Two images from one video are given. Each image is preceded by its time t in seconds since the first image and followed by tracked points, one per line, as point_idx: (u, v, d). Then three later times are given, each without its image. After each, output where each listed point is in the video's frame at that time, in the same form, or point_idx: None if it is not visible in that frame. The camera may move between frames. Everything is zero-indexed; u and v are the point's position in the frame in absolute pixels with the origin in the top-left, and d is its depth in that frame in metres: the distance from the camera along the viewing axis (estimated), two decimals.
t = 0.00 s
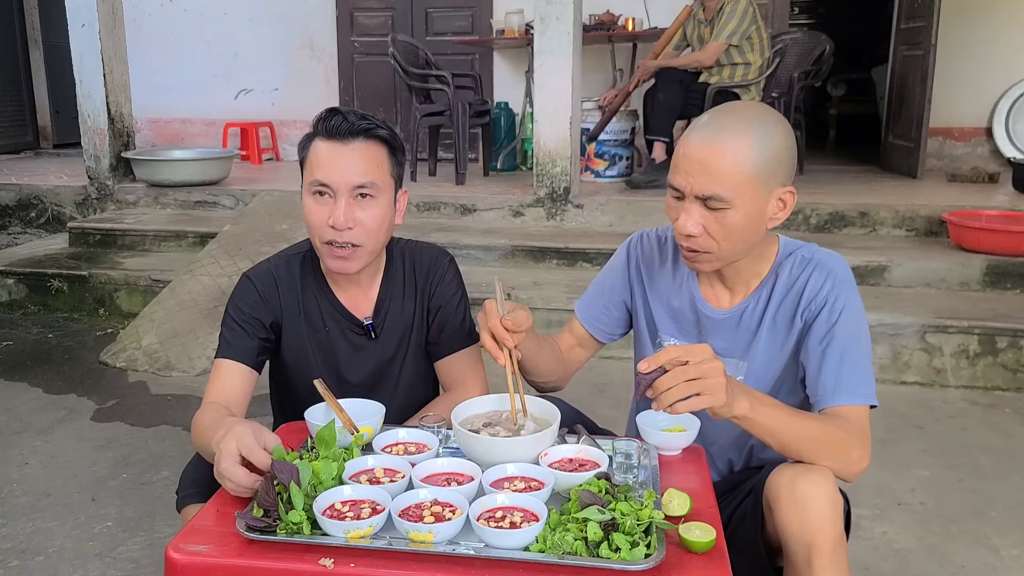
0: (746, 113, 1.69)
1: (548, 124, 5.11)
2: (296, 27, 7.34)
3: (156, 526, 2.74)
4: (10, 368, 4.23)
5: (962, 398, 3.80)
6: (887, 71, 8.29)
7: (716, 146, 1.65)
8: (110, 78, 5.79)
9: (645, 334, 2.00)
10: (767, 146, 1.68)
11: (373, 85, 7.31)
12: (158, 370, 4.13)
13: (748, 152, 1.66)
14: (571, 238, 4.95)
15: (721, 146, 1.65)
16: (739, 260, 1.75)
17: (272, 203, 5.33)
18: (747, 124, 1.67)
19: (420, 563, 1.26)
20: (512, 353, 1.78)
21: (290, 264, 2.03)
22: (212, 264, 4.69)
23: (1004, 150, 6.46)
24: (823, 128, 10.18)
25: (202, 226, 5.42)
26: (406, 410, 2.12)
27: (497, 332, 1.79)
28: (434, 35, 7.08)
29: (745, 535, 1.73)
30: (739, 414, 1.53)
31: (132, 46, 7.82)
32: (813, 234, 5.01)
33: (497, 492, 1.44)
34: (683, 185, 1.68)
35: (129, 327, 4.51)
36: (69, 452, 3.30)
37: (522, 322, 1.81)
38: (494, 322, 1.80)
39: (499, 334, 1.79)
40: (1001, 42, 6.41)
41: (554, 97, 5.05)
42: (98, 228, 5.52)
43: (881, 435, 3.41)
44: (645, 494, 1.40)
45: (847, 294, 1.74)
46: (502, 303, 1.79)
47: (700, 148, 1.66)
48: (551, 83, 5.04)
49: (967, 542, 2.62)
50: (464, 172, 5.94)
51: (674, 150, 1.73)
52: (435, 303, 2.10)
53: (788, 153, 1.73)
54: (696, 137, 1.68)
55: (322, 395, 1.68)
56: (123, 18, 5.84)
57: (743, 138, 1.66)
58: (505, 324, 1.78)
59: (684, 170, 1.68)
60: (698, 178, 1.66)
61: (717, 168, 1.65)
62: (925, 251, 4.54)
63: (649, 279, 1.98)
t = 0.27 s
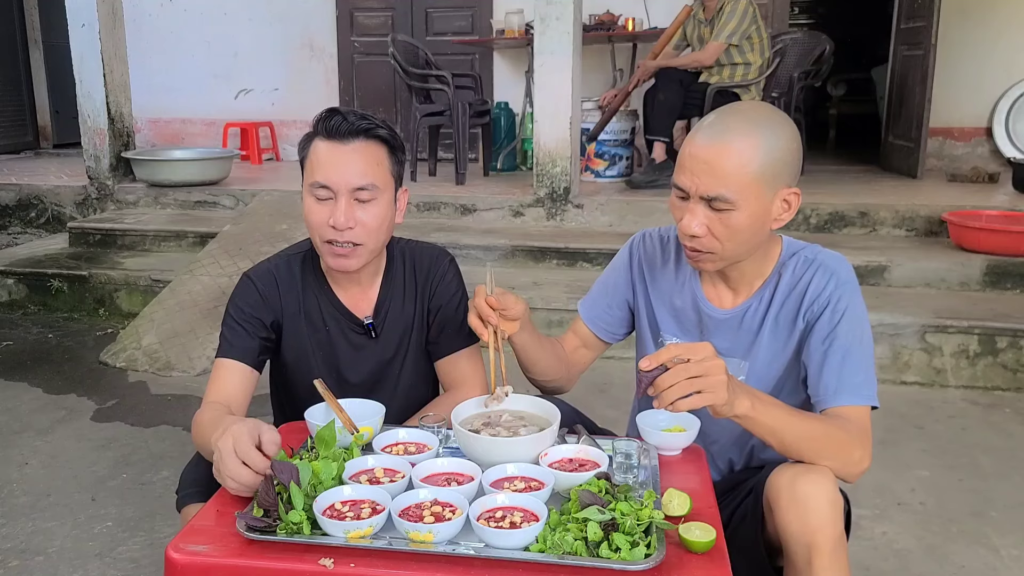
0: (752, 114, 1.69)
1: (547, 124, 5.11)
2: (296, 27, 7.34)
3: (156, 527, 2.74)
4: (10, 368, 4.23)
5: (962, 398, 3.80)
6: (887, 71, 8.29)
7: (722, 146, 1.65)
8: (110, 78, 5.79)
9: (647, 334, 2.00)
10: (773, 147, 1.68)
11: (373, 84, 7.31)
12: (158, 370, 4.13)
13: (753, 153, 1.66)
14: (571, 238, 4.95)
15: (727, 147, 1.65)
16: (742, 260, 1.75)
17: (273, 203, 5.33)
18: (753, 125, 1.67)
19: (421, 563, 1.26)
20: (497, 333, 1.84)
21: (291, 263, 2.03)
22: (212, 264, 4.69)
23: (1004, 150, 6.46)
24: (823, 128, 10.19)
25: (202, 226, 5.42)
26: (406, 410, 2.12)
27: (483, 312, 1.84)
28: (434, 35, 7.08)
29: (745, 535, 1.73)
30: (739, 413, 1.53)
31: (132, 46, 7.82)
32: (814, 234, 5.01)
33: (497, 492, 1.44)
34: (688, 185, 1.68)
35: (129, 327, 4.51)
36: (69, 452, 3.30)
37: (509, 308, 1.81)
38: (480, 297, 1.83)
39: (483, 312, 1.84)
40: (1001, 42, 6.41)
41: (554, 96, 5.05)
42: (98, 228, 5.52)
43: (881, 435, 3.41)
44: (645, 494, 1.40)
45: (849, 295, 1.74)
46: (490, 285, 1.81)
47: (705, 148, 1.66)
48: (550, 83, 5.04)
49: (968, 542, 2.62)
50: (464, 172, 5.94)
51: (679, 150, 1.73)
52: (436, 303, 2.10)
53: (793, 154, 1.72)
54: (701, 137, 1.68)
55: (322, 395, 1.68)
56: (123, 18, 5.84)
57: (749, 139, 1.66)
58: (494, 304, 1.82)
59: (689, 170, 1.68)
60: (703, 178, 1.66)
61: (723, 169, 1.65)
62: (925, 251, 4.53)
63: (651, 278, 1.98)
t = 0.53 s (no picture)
0: (754, 114, 1.69)
1: (548, 124, 5.11)
2: (296, 27, 7.34)
3: (156, 526, 2.74)
4: (10, 368, 4.23)
5: (962, 398, 3.80)
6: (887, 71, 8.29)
7: (724, 145, 1.65)
8: (110, 78, 5.79)
9: (648, 333, 2.00)
10: (774, 147, 1.68)
11: (373, 84, 7.31)
12: (158, 370, 4.13)
13: (755, 152, 1.66)
14: (572, 238, 4.95)
15: (728, 146, 1.65)
16: (743, 260, 1.75)
17: (273, 203, 5.33)
18: (755, 124, 1.67)
19: (420, 563, 1.26)
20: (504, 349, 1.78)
21: (291, 263, 2.03)
22: (212, 264, 4.69)
23: (1004, 150, 6.46)
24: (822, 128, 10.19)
25: (202, 227, 5.42)
26: (406, 410, 2.12)
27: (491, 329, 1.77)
28: (434, 35, 7.08)
29: (745, 535, 1.73)
30: (739, 413, 1.53)
31: (132, 46, 7.82)
32: (813, 234, 5.02)
33: (497, 492, 1.43)
34: (690, 183, 1.68)
35: (128, 327, 4.51)
36: (69, 452, 3.30)
37: (521, 322, 1.80)
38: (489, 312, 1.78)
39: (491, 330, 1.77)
40: (1001, 42, 6.41)
41: (554, 96, 5.05)
42: (98, 228, 5.52)
43: (881, 435, 3.41)
44: (645, 494, 1.40)
45: (849, 295, 1.74)
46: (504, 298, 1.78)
47: (707, 147, 1.66)
48: (550, 83, 5.04)
49: (968, 542, 2.62)
50: (464, 172, 5.94)
51: (681, 149, 1.73)
52: (435, 303, 2.10)
53: (794, 154, 1.72)
54: (703, 136, 1.68)
55: (322, 395, 1.68)
56: (123, 18, 5.84)
57: (751, 139, 1.66)
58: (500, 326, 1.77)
59: (691, 169, 1.68)
60: (704, 177, 1.66)
61: (724, 167, 1.65)
62: (925, 251, 4.53)
63: (652, 278, 1.98)
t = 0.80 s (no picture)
0: (756, 113, 1.69)
1: (548, 124, 5.11)
2: (296, 27, 7.34)
3: (156, 526, 2.74)
4: (10, 368, 4.23)
5: (962, 398, 3.80)
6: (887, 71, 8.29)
7: (726, 144, 1.65)
8: (110, 78, 5.79)
9: (649, 333, 2.00)
10: (776, 146, 1.68)
11: (373, 84, 7.31)
12: (158, 370, 4.13)
13: (756, 152, 1.66)
14: (572, 238, 4.95)
15: (730, 145, 1.65)
16: (743, 259, 1.75)
17: (273, 203, 5.33)
18: (756, 124, 1.67)
19: (421, 563, 1.26)
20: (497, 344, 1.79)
21: (291, 264, 2.03)
22: (212, 264, 4.69)
23: (1004, 150, 6.46)
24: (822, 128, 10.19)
25: (202, 226, 5.41)
26: (406, 411, 2.12)
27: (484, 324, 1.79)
28: (434, 35, 7.08)
29: (745, 534, 1.73)
30: (739, 413, 1.53)
31: (132, 46, 7.82)
32: (813, 234, 5.02)
33: (497, 492, 1.43)
34: (691, 182, 1.68)
35: (128, 327, 4.51)
36: (69, 452, 3.30)
37: (515, 316, 1.79)
38: (483, 308, 1.80)
39: (483, 325, 1.79)
40: (1001, 42, 6.41)
41: (554, 97, 5.05)
42: (98, 229, 5.52)
43: (881, 435, 3.41)
44: (645, 493, 1.40)
45: (851, 296, 1.74)
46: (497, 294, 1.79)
47: (709, 145, 1.66)
48: (550, 83, 5.04)
49: (968, 542, 2.62)
50: (464, 172, 5.94)
51: (682, 148, 1.73)
52: (436, 303, 2.10)
53: (796, 154, 1.72)
54: (705, 135, 1.68)
55: (322, 395, 1.68)
56: (123, 18, 5.84)
57: (753, 138, 1.66)
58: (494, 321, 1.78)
59: (692, 167, 1.68)
60: (706, 176, 1.66)
61: (725, 166, 1.65)
62: (925, 251, 4.53)
63: (654, 278, 1.98)
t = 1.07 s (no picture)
0: (758, 113, 1.69)
1: (548, 124, 5.11)
2: (296, 27, 7.34)
3: (156, 526, 2.74)
4: (10, 368, 4.23)
5: (962, 398, 3.80)
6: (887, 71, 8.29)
7: (727, 143, 1.65)
8: (110, 78, 5.79)
9: (650, 333, 2.00)
10: (777, 146, 1.67)
11: (373, 84, 7.31)
12: (158, 370, 4.13)
13: (758, 151, 1.66)
14: (572, 238, 4.95)
15: (731, 144, 1.65)
16: (745, 258, 1.75)
17: (272, 203, 5.33)
18: (758, 124, 1.67)
19: (421, 562, 1.26)
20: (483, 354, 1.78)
21: (291, 264, 2.03)
22: (212, 264, 4.68)
23: (1004, 150, 6.45)
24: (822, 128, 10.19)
25: (202, 227, 5.41)
26: (405, 410, 2.12)
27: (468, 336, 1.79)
28: (434, 35, 7.08)
29: (744, 534, 1.73)
30: (739, 413, 1.53)
31: (132, 46, 7.82)
32: (813, 234, 5.02)
33: (497, 492, 1.44)
34: (692, 181, 1.68)
35: (128, 327, 4.51)
36: (69, 452, 3.30)
37: (500, 322, 1.81)
38: (464, 321, 1.81)
39: (468, 337, 1.79)
40: (1001, 42, 6.41)
41: (554, 97, 5.05)
42: (98, 228, 5.52)
43: (881, 435, 3.41)
44: (645, 494, 1.40)
45: (853, 296, 1.74)
46: (477, 306, 1.82)
47: (710, 145, 1.66)
48: (550, 83, 5.04)
49: (968, 542, 2.62)
50: (464, 172, 5.94)
51: (684, 148, 1.73)
52: (435, 303, 2.10)
53: (798, 154, 1.72)
54: (706, 134, 1.68)
55: (322, 395, 1.68)
56: (123, 18, 5.84)
57: (754, 137, 1.66)
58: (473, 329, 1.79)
59: (694, 166, 1.68)
60: (707, 175, 1.66)
61: (727, 165, 1.65)
62: (925, 251, 4.53)
63: (655, 277, 1.98)
